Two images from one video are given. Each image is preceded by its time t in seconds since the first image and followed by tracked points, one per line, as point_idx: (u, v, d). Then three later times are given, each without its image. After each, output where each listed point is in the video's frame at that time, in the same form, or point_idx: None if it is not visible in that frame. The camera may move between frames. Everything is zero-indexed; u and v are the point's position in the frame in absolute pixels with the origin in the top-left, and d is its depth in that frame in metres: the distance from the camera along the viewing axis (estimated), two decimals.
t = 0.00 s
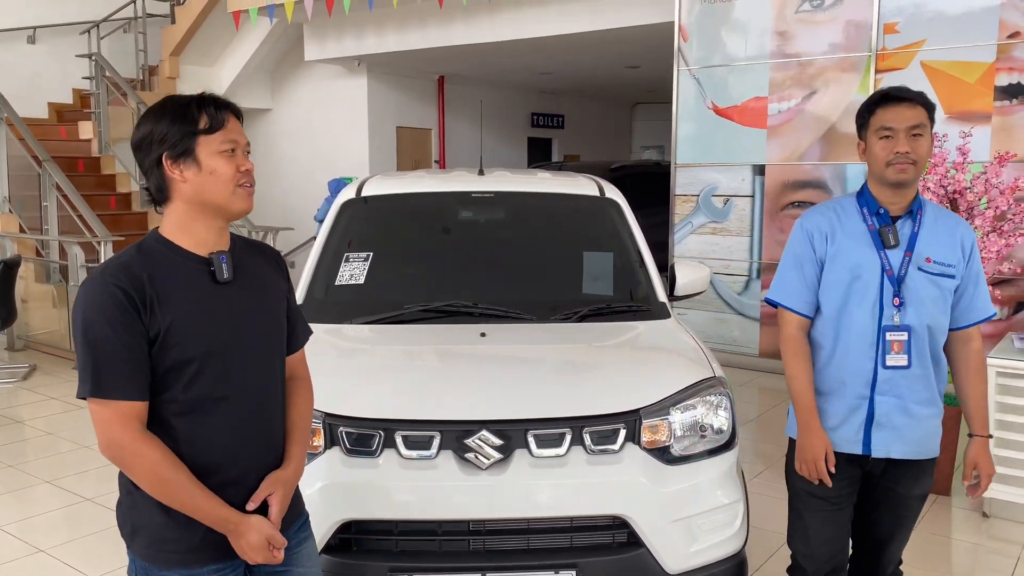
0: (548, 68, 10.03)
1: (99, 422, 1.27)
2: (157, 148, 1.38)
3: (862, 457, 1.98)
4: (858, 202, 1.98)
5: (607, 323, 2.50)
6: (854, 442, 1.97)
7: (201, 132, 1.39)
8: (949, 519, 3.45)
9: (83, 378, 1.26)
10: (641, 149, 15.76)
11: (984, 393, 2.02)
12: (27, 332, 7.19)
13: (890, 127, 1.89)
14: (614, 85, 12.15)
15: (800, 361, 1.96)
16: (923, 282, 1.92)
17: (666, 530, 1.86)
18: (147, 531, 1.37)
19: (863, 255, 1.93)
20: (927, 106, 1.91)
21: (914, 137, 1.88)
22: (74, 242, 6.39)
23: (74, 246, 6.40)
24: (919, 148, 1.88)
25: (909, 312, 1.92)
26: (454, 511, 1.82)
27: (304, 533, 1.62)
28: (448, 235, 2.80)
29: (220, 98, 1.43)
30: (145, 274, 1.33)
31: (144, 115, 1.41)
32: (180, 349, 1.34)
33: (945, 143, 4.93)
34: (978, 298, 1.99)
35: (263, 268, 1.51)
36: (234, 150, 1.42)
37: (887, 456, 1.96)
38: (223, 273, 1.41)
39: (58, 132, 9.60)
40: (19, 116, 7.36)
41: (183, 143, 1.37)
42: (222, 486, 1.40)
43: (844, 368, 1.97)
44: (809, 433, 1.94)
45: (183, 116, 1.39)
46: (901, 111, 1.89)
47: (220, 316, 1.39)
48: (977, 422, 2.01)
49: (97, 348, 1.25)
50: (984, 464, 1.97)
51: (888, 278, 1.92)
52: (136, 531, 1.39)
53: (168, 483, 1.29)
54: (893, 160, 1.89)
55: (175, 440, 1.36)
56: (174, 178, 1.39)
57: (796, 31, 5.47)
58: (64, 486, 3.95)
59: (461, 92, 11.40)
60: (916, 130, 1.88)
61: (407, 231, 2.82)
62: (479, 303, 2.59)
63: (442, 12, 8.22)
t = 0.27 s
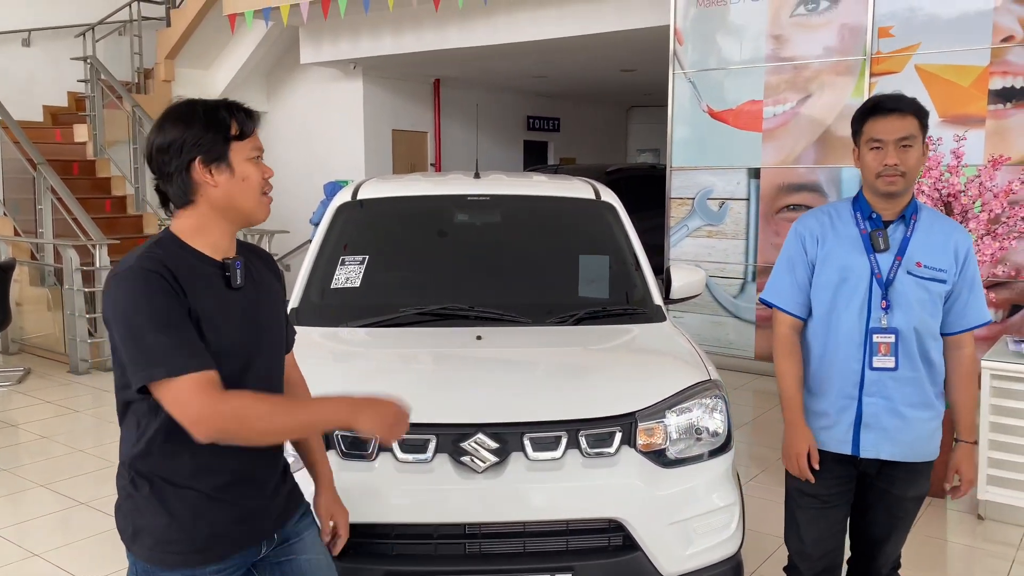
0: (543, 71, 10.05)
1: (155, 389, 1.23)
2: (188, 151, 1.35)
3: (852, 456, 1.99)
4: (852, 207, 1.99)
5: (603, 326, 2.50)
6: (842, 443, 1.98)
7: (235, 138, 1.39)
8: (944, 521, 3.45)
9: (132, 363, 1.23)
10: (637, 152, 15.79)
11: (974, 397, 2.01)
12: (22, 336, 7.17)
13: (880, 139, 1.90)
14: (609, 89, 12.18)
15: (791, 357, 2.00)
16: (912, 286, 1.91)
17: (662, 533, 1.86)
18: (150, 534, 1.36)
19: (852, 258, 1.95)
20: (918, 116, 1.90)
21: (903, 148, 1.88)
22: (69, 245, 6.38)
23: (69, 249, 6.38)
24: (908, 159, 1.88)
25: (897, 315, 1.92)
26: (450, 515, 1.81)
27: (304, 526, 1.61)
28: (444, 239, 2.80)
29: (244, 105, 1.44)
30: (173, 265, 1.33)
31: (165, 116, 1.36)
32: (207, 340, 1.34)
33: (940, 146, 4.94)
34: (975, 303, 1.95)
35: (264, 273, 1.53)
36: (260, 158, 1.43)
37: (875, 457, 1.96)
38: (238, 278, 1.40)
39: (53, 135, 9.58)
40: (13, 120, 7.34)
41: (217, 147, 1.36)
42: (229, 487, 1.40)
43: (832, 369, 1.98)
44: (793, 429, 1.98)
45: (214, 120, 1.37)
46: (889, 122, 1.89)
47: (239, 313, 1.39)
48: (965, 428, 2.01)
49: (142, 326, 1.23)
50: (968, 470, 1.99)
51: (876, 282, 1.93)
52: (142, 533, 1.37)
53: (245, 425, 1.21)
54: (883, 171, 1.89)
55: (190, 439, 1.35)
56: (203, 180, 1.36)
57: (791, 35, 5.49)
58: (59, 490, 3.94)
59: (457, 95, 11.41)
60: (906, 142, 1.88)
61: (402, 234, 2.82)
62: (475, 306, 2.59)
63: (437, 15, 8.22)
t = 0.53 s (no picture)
0: (537, 74, 10.06)
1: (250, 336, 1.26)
2: (225, 152, 1.35)
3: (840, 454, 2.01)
4: (846, 209, 2.04)
5: (597, 328, 2.50)
6: (829, 440, 2.00)
7: (269, 139, 1.39)
8: (938, 523, 3.46)
9: (223, 331, 1.27)
10: (631, 155, 15.81)
11: (966, 404, 1.92)
12: (14, 339, 7.14)
13: (858, 136, 1.96)
14: (603, 92, 12.19)
15: (775, 351, 2.12)
16: (899, 285, 1.92)
17: (656, 535, 1.86)
18: (194, 525, 1.36)
19: (842, 258, 1.99)
20: (898, 112, 1.94)
21: (879, 142, 1.92)
22: (62, 247, 6.35)
23: (62, 251, 6.35)
24: (886, 153, 1.92)
25: (883, 314, 1.93)
26: (444, 518, 1.81)
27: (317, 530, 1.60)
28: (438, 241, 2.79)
29: (275, 107, 1.44)
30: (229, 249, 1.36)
31: (199, 119, 1.36)
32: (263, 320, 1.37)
33: (932, 149, 4.97)
34: (971, 307, 1.90)
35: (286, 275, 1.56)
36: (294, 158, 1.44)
37: (861, 454, 1.98)
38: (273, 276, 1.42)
39: (46, 137, 9.55)
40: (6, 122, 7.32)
41: (254, 148, 1.36)
42: (272, 476, 1.41)
43: (819, 366, 2.03)
44: (765, 419, 2.10)
45: (249, 122, 1.37)
46: (866, 119, 1.95)
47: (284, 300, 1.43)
48: (951, 433, 1.93)
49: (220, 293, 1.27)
50: (950, 476, 1.90)
51: (864, 281, 1.96)
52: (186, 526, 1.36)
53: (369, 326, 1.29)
54: (862, 166, 1.95)
55: (242, 422, 1.37)
56: (237, 178, 1.36)
57: (785, 38, 5.51)
58: (51, 493, 3.92)
59: (451, 98, 11.41)
60: (882, 136, 1.92)
61: (397, 236, 2.81)
62: (469, 308, 2.59)
63: (431, 18, 8.22)
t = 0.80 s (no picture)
0: (531, 76, 10.07)
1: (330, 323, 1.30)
2: (279, 157, 1.37)
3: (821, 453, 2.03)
4: (846, 208, 2.05)
5: (590, 330, 2.50)
6: (810, 438, 2.02)
7: (320, 143, 1.41)
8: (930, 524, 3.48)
9: (298, 320, 1.30)
10: (625, 157, 15.82)
11: (952, 414, 1.89)
12: (6, 341, 7.11)
13: (859, 141, 1.97)
14: (597, 93, 12.20)
15: (761, 332, 2.19)
16: (888, 288, 1.92)
17: (649, 536, 1.86)
18: (246, 515, 1.39)
19: (835, 256, 2.01)
20: (901, 118, 1.95)
21: (878, 148, 1.93)
22: (54, 249, 6.32)
23: (54, 253, 6.33)
24: (884, 158, 1.93)
25: (871, 315, 1.94)
26: (437, 520, 1.81)
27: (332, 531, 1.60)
28: (431, 243, 2.79)
29: (325, 112, 1.46)
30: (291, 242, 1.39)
31: (253, 126, 1.39)
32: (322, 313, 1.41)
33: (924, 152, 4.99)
34: (960, 318, 1.88)
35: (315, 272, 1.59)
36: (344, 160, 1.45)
37: (840, 454, 1.99)
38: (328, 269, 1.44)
39: (38, 139, 9.51)
40: None
41: (305, 153, 1.38)
42: (321, 467, 1.45)
43: (804, 363, 2.04)
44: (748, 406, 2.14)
45: (301, 128, 1.40)
46: (868, 124, 1.96)
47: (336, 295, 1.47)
48: (936, 443, 1.89)
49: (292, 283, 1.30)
50: (936, 487, 1.84)
51: (854, 281, 1.97)
52: (239, 515, 1.39)
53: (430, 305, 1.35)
54: (860, 171, 1.96)
55: (300, 412, 1.40)
56: (290, 184, 1.39)
57: (777, 41, 5.53)
58: (43, 496, 3.90)
59: (444, 100, 11.41)
60: (882, 142, 1.93)
61: (390, 238, 2.81)
62: (462, 310, 2.59)
63: (425, 19, 8.22)
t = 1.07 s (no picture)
0: (524, 78, 10.09)
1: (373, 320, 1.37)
2: (322, 164, 1.44)
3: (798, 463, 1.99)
4: (819, 213, 2.02)
5: (583, 332, 2.51)
6: (786, 447, 1.99)
7: (361, 153, 1.48)
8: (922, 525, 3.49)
9: (341, 316, 1.37)
10: (618, 159, 15.85)
11: (937, 422, 1.92)
12: None
13: (824, 154, 1.93)
14: (590, 96, 12.23)
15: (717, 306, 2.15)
16: (864, 295, 1.90)
17: (641, 538, 1.87)
18: (275, 506, 1.43)
19: (809, 262, 1.97)
20: (868, 129, 1.89)
21: (843, 163, 1.89)
22: (46, 251, 6.30)
23: (47, 255, 6.31)
24: (848, 173, 1.88)
25: (847, 323, 1.91)
26: (431, 522, 1.81)
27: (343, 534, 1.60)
28: (425, 245, 2.80)
29: (368, 123, 1.53)
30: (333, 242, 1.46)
31: (299, 134, 1.46)
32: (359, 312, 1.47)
33: (915, 153, 5.02)
34: (941, 324, 1.89)
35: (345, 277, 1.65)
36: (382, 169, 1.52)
37: (819, 464, 1.96)
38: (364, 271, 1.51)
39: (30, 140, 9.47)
40: None
41: (347, 161, 1.46)
42: (350, 464, 1.49)
43: (779, 372, 2.00)
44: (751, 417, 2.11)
45: (343, 137, 1.47)
46: (834, 136, 1.91)
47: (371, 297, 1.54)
48: (927, 452, 1.91)
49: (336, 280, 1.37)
50: (932, 495, 1.86)
51: (829, 288, 1.93)
52: (268, 506, 1.43)
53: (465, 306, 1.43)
54: (824, 186, 1.92)
55: (333, 408, 1.45)
56: (331, 189, 1.46)
57: (770, 43, 5.55)
58: (35, 499, 3.88)
59: (438, 102, 11.42)
60: (847, 156, 1.89)
61: (383, 240, 2.81)
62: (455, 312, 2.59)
63: (419, 21, 8.22)
